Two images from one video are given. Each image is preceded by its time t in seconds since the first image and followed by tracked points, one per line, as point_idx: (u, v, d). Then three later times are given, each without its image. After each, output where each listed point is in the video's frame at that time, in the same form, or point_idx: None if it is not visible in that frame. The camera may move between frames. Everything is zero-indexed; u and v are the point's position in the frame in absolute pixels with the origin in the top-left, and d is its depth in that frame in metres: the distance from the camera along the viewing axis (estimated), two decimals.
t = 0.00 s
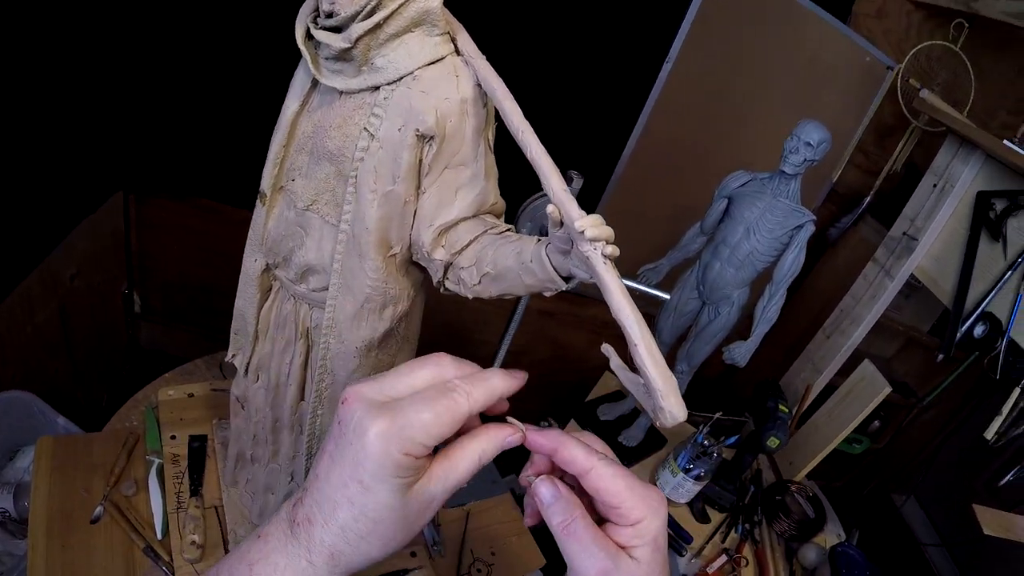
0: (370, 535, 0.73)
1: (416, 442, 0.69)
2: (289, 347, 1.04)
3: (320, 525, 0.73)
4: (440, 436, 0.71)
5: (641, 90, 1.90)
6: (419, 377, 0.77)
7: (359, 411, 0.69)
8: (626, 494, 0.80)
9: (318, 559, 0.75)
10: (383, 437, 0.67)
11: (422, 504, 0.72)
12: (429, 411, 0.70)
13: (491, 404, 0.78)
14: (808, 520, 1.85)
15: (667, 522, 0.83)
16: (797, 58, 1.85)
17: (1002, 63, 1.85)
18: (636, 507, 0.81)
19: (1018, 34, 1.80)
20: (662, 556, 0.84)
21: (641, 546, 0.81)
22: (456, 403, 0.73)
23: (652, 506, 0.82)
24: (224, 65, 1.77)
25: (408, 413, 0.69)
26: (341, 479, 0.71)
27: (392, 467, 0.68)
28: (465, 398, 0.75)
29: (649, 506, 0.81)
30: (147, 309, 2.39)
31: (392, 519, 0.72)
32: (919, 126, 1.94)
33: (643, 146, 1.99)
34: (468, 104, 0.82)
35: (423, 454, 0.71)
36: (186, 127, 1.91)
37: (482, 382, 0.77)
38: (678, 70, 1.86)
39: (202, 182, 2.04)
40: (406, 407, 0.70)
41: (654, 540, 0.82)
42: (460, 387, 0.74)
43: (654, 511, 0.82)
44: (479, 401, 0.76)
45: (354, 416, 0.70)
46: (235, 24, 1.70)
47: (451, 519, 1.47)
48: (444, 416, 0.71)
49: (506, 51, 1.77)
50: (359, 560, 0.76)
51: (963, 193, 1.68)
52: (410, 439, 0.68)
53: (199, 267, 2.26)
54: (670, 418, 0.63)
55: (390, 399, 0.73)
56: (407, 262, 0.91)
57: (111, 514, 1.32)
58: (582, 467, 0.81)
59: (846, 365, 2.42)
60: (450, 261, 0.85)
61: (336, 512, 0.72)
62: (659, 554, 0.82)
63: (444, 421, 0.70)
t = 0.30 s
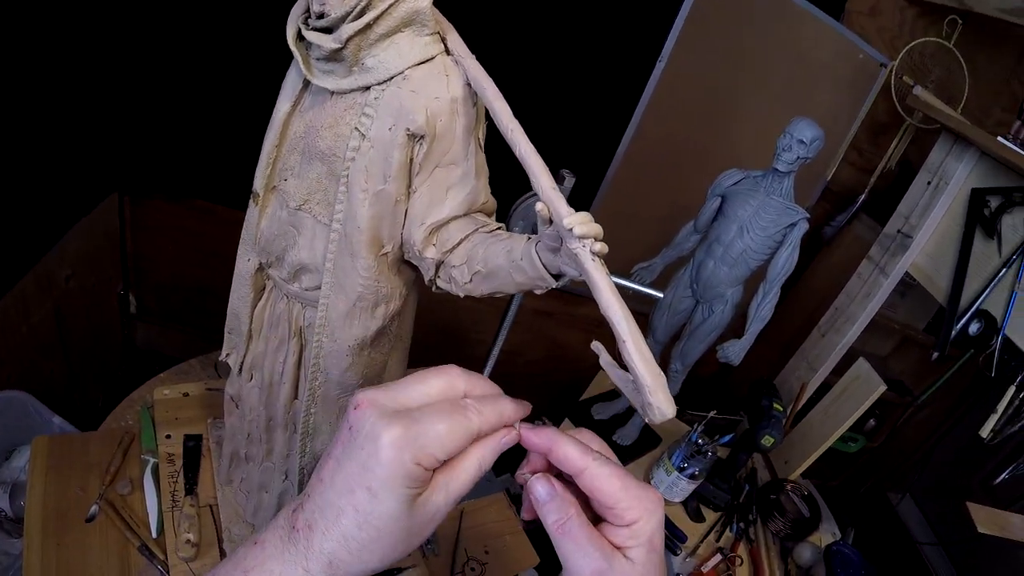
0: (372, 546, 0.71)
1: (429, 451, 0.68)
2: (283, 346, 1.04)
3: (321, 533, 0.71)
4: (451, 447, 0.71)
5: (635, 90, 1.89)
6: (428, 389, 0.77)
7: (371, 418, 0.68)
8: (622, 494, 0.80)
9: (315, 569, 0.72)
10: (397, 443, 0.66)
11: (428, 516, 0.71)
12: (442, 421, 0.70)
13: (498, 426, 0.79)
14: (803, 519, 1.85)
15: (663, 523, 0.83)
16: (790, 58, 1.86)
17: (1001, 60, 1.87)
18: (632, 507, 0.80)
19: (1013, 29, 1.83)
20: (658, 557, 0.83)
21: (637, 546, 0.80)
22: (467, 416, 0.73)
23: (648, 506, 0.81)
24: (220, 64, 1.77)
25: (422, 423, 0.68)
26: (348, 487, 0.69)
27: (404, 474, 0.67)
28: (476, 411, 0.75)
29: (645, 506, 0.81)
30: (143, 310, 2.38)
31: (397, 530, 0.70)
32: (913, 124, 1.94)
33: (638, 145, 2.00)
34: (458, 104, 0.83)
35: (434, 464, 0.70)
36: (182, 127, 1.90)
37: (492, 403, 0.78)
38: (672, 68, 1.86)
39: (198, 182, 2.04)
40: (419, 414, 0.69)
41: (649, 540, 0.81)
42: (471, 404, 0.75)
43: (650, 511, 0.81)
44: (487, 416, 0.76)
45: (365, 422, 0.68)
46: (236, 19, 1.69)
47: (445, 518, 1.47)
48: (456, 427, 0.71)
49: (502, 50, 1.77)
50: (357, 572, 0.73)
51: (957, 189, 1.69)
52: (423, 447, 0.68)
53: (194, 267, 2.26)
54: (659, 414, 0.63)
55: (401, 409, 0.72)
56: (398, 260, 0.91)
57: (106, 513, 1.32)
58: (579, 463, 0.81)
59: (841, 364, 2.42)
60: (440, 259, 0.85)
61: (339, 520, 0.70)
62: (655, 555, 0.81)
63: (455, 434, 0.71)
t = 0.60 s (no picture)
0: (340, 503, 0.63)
1: (383, 392, 0.60)
2: (277, 347, 1.04)
3: (286, 493, 0.64)
4: (412, 388, 0.62)
5: (633, 89, 1.90)
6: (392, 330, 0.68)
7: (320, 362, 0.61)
8: (678, 485, 0.80)
9: (291, 534, 0.65)
10: (345, 384, 0.59)
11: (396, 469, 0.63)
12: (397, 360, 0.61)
13: (472, 368, 0.69)
14: (801, 519, 1.86)
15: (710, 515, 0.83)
16: (787, 56, 1.87)
17: (997, 56, 1.86)
18: (684, 497, 0.80)
19: (1007, 27, 1.83)
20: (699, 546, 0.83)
21: (682, 536, 0.80)
22: (430, 354, 0.64)
23: (699, 499, 0.81)
24: (219, 64, 1.78)
25: (373, 363, 0.60)
26: (308, 440, 0.63)
27: (357, 418, 0.60)
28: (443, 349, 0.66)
29: (697, 498, 0.81)
30: (141, 311, 2.38)
31: (366, 483, 0.63)
32: (909, 122, 1.94)
33: (635, 144, 2.00)
34: (450, 103, 0.83)
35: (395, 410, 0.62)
36: (180, 128, 1.90)
37: (460, 340, 0.68)
38: (669, 67, 1.86)
39: (195, 183, 2.03)
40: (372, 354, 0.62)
41: (695, 531, 0.81)
42: (433, 339, 0.65)
43: (701, 504, 0.81)
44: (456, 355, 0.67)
45: (315, 367, 0.62)
46: (236, 19, 1.70)
47: (441, 518, 1.47)
48: (415, 367, 0.61)
49: (500, 50, 1.77)
50: (333, 535, 0.66)
51: (954, 187, 1.69)
52: (377, 389, 0.60)
53: (191, 268, 2.26)
54: (649, 413, 0.63)
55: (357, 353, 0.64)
56: (392, 260, 0.92)
57: (104, 513, 1.32)
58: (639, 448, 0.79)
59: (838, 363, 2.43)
60: (433, 257, 0.85)
61: (303, 476, 0.63)
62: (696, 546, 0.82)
63: (415, 375, 0.62)
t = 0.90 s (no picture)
0: (372, 443, 0.64)
1: (409, 325, 0.57)
2: (274, 347, 1.03)
3: (315, 440, 0.64)
4: (440, 318, 0.59)
5: (634, 89, 1.89)
6: (409, 252, 0.65)
7: (334, 296, 0.59)
8: (695, 479, 0.81)
9: (318, 478, 0.66)
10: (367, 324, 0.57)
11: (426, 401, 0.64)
12: (420, 287, 0.58)
13: (504, 289, 0.67)
14: (801, 521, 1.84)
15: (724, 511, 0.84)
16: (788, 56, 1.86)
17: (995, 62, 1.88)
18: (700, 490, 0.81)
19: (1010, 28, 1.82)
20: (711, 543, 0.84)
21: (698, 530, 0.80)
22: (457, 274, 0.60)
23: (715, 494, 0.82)
24: (219, 63, 1.77)
25: (394, 294, 0.57)
26: (332, 381, 0.61)
27: (384, 358, 0.58)
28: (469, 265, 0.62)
29: (713, 493, 0.82)
30: (141, 310, 2.37)
31: (398, 422, 0.63)
32: (912, 123, 1.94)
33: (635, 145, 1.99)
34: (448, 101, 0.82)
35: (424, 341, 0.60)
36: (180, 127, 1.89)
37: (493, 259, 0.65)
38: (670, 67, 1.85)
39: (195, 182, 2.03)
40: (390, 285, 0.58)
41: (710, 526, 0.81)
42: (461, 257, 0.62)
43: (716, 499, 0.82)
44: (489, 274, 0.64)
45: (330, 303, 0.59)
46: (236, 18, 1.69)
47: (440, 518, 1.47)
48: (440, 291, 0.58)
49: (501, 49, 1.76)
50: (366, 477, 0.67)
51: (956, 192, 1.69)
52: (400, 324, 0.57)
53: (191, 267, 2.26)
54: (649, 417, 0.62)
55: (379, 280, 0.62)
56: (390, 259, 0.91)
57: (102, 513, 1.32)
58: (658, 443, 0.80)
59: (839, 364, 2.42)
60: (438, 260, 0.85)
61: (331, 423, 0.63)
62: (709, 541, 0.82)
63: (443, 299, 0.58)
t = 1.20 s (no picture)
0: (403, 430, 0.65)
1: (440, 315, 0.57)
2: (277, 347, 1.04)
3: (345, 428, 0.65)
4: (469, 305, 0.58)
5: (636, 87, 1.89)
6: (433, 233, 0.63)
7: (362, 289, 0.58)
8: (692, 488, 0.81)
9: (349, 464, 0.67)
10: (398, 318, 0.56)
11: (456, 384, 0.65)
12: (449, 276, 0.56)
13: (530, 270, 0.65)
14: (804, 520, 1.83)
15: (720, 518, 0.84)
16: (790, 54, 1.86)
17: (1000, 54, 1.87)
18: (697, 499, 0.81)
19: (1012, 26, 1.83)
20: (708, 549, 0.84)
21: (695, 536, 0.80)
22: (483, 257, 0.58)
23: (711, 501, 0.82)
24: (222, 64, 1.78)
25: (422, 285, 0.56)
26: (361, 372, 0.61)
27: (417, 350, 0.58)
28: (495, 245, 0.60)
29: (710, 500, 0.82)
30: (143, 311, 2.38)
31: (431, 408, 0.64)
32: (914, 122, 1.92)
33: (637, 144, 1.98)
34: (448, 102, 0.82)
35: (453, 328, 0.60)
36: (182, 127, 1.90)
37: (519, 243, 0.62)
38: (672, 65, 1.84)
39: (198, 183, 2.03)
40: (418, 273, 0.57)
41: (706, 533, 0.81)
42: (487, 237, 0.60)
43: (713, 507, 0.82)
44: (516, 257, 0.62)
45: (357, 296, 0.58)
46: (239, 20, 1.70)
47: (443, 518, 1.47)
48: (471, 278, 0.57)
49: (503, 48, 1.76)
50: (397, 459, 0.69)
51: (959, 189, 1.68)
52: (431, 314, 0.57)
53: (194, 268, 2.27)
54: (649, 415, 0.63)
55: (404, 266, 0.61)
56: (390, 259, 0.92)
57: (105, 513, 1.32)
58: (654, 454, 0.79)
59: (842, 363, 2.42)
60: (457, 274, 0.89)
61: (362, 412, 0.64)
62: (706, 548, 0.82)
63: (471, 285, 0.57)
